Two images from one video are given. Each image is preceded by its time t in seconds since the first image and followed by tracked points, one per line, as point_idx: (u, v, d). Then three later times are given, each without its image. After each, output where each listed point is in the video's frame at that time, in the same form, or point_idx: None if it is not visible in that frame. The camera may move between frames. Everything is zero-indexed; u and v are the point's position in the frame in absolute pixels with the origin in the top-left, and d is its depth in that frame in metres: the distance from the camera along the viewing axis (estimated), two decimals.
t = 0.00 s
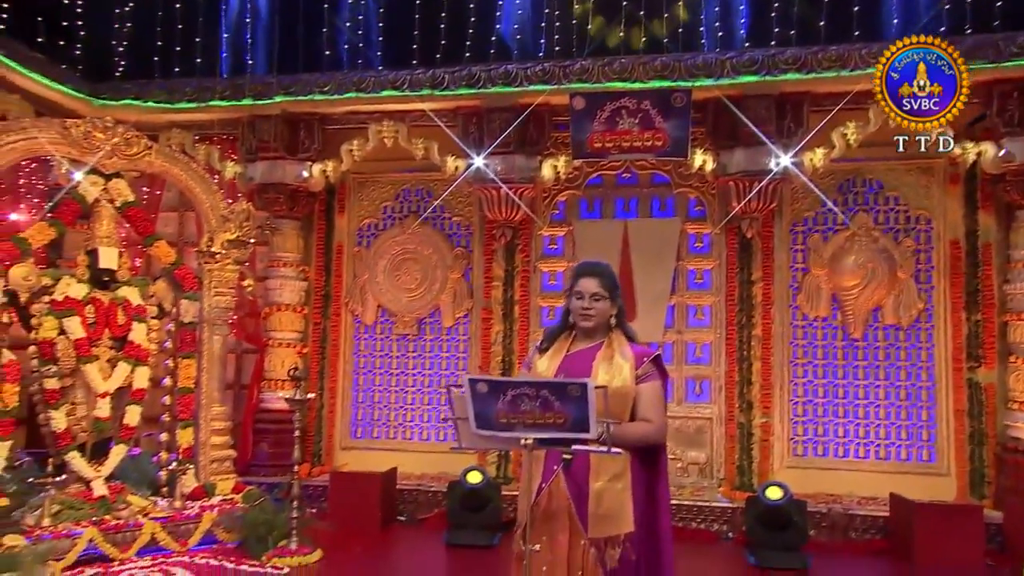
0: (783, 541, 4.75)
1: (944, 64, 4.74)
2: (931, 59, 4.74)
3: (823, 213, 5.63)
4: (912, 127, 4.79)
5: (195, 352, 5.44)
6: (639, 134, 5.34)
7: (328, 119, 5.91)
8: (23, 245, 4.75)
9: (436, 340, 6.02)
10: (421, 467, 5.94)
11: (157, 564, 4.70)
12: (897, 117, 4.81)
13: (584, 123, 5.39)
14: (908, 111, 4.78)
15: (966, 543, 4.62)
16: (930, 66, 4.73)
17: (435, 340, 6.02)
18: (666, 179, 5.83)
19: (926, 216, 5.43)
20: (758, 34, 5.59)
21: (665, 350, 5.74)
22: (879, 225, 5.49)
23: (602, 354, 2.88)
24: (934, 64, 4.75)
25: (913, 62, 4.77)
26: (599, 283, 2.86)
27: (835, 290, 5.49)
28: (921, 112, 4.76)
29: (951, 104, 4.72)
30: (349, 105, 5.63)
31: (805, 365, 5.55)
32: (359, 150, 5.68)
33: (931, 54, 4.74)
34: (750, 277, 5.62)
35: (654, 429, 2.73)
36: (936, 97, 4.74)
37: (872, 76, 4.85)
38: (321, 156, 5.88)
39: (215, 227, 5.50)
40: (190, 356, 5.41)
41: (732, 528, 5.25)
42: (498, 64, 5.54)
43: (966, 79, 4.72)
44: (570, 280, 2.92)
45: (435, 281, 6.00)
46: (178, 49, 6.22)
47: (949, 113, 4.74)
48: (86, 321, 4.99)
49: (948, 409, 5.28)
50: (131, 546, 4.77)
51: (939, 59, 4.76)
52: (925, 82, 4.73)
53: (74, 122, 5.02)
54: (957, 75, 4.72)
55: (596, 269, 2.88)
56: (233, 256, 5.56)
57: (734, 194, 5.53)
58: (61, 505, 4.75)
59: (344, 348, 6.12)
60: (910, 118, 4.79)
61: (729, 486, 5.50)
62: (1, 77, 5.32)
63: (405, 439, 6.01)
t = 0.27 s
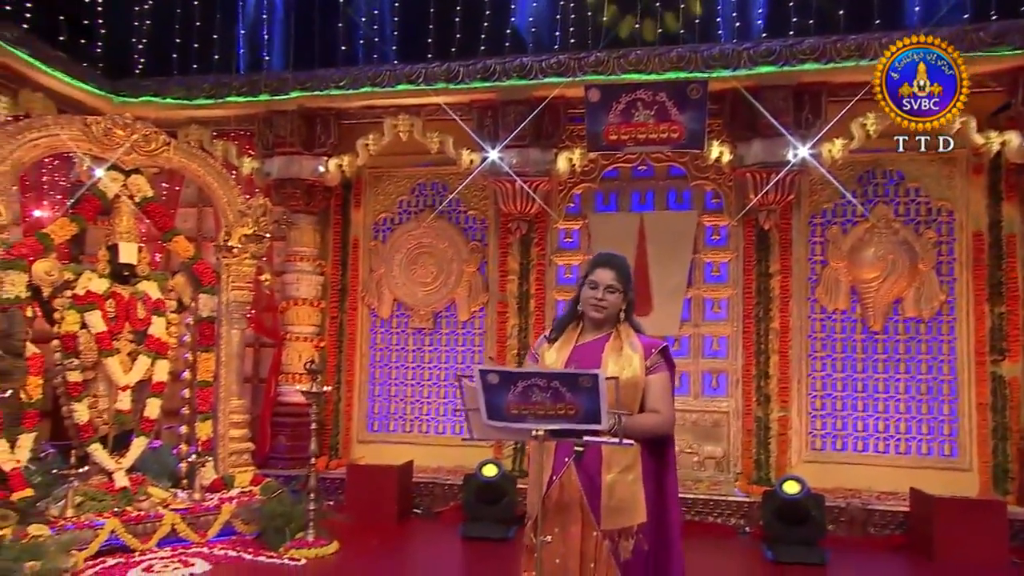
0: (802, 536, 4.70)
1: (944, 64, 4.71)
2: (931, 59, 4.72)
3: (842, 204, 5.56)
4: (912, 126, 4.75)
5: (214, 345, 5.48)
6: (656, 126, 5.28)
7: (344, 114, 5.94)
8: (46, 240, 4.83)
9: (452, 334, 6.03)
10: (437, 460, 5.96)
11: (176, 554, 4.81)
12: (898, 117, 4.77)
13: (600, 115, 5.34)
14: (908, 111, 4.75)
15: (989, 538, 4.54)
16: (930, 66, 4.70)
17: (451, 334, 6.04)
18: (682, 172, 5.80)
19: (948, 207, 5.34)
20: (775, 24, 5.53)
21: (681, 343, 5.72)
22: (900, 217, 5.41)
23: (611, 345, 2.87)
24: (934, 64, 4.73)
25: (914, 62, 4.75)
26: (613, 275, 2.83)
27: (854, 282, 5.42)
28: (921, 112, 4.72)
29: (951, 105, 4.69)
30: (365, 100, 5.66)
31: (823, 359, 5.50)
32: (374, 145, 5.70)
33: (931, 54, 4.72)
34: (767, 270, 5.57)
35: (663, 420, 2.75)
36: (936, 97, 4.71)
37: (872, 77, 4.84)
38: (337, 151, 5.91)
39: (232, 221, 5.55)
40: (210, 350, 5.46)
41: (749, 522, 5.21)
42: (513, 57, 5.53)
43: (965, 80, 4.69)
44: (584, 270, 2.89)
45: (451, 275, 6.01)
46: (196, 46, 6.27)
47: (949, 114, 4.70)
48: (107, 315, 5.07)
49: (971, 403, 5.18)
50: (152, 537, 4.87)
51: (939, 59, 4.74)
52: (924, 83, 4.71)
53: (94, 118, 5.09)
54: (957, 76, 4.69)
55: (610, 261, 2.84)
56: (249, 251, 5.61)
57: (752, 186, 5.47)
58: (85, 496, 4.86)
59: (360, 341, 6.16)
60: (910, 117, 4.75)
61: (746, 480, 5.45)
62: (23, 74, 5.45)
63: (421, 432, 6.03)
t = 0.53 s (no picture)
0: (817, 533, 4.65)
1: (944, 64, 4.68)
2: (931, 59, 4.69)
3: (858, 199, 5.51)
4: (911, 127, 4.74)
5: (229, 343, 5.53)
6: (669, 121, 5.26)
7: (358, 112, 5.96)
8: (65, 239, 4.91)
9: (465, 331, 6.04)
10: (450, 457, 5.98)
11: (193, 548, 4.86)
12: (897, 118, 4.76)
13: (613, 110, 5.32)
14: (908, 111, 4.73)
15: (1010, 537, 4.47)
16: (930, 66, 4.67)
17: (464, 331, 6.04)
18: (696, 167, 5.75)
19: (968, 201, 5.26)
20: (791, 18, 5.48)
21: (696, 340, 5.71)
22: (918, 212, 5.35)
23: (615, 340, 2.88)
24: (934, 64, 4.69)
25: (914, 62, 4.71)
26: (618, 270, 2.81)
27: (871, 278, 5.37)
28: (921, 112, 4.71)
29: (951, 105, 4.66)
30: (378, 97, 5.68)
31: (839, 355, 5.45)
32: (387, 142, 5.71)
33: (931, 54, 4.69)
34: (783, 266, 5.53)
35: (669, 414, 2.75)
36: (936, 97, 4.68)
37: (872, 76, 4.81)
38: (350, 149, 5.94)
39: (246, 219, 5.58)
40: (224, 348, 5.50)
41: (763, 520, 5.17)
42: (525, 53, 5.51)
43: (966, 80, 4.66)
44: (588, 265, 2.87)
45: (464, 272, 6.02)
46: (211, 45, 6.32)
47: (949, 114, 4.67)
48: (124, 312, 5.13)
49: (991, 400, 5.09)
50: (169, 531, 4.93)
51: (939, 58, 4.70)
52: (924, 82, 4.69)
53: (111, 118, 5.13)
54: (957, 76, 4.66)
55: (615, 256, 2.84)
56: (264, 248, 5.66)
57: (767, 180, 5.41)
58: (104, 490, 4.91)
59: (374, 338, 6.18)
60: (909, 118, 4.74)
61: (761, 478, 5.41)
62: (44, 76, 5.58)
63: (435, 429, 6.05)
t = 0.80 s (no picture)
0: (834, 532, 4.59)
1: (945, 64, 4.62)
2: (931, 59, 4.63)
3: (877, 195, 5.44)
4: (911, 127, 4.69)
5: (245, 340, 5.57)
6: (684, 117, 5.21)
7: (372, 111, 5.98)
8: (84, 238, 4.98)
9: (479, 329, 6.05)
10: (465, 454, 5.99)
11: (209, 544, 4.91)
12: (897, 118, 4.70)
13: (627, 106, 5.28)
14: (907, 112, 4.68)
15: None
16: (930, 66, 4.61)
17: (479, 328, 6.05)
18: (711, 163, 5.72)
19: (990, 196, 5.17)
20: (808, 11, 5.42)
21: (711, 337, 5.68)
22: (938, 207, 5.27)
23: (616, 335, 2.87)
24: (934, 64, 4.63)
25: (914, 62, 4.65)
26: (617, 265, 2.82)
27: (890, 274, 5.30)
28: (921, 112, 4.65)
29: (952, 105, 4.59)
30: (393, 95, 5.70)
31: (857, 353, 5.39)
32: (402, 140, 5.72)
33: (931, 54, 4.63)
34: (800, 262, 5.47)
35: (673, 408, 2.76)
36: (936, 97, 4.62)
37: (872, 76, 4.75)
38: (365, 147, 5.96)
39: (262, 218, 5.63)
40: (240, 345, 5.55)
41: (780, 519, 5.11)
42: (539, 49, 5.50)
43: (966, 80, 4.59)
44: (586, 262, 2.87)
45: (478, 269, 6.02)
46: (229, 45, 6.37)
47: (949, 114, 4.61)
48: (142, 310, 5.19)
49: (1014, 398, 5.01)
50: (186, 527, 4.97)
51: (940, 58, 4.64)
52: (924, 82, 4.63)
53: (130, 118, 5.19)
54: (957, 76, 4.60)
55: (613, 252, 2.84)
56: (280, 246, 5.71)
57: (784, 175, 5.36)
58: (123, 486, 4.97)
59: (389, 336, 6.21)
60: (909, 118, 4.69)
61: (778, 476, 5.37)
62: (65, 78, 5.68)
63: (450, 427, 6.06)
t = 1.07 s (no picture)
0: (851, 531, 4.53)
1: (944, 64, 4.60)
2: (931, 59, 4.62)
3: (894, 189, 5.36)
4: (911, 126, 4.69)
5: (260, 337, 5.62)
6: (698, 113, 5.19)
7: (386, 108, 6.00)
8: (102, 237, 5.04)
9: (493, 326, 6.05)
10: (479, 451, 5.99)
11: (225, 539, 4.95)
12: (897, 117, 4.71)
13: (641, 103, 5.27)
14: (907, 112, 4.68)
15: None
16: (930, 66, 4.60)
17: (492, 326, 6.05)
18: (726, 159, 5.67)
19: (1011, 190, 5.08)
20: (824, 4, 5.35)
21: (725, 334, 5.63)
22: (957, 201, 5.19)
23: (619, 331, 2.87)
24: (934, 64, 4.62)
25: (914, 61, 4.65)
26: (614, 260, 2.83)
27: (908, 270, 5.23)
28: (921, 112, 4.65)
29: (952, 105, 4.59)
30: (406, 93, 5.71)
31: (874, 350, 5.33)
32: (415, 138, 5.74)
33: (931, 54, 4.62)
34: (816, 259, 5.41)
35: (678, 402, 2.74)
36: (936, 97, 4.61)
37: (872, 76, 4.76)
38: (379, 145, 5.99)
39: (276, 215, 5.67)
40: (256, 342, 5.60)
41: (795, 518, 5.06)
42: (552, 46, 5.49)
43: (966, 80, 4.58)
44: (583, 259, 2.88)
45: (491, 266, 6.02)
46: (244, 44, 6.41)
47: (949, 113, 4.60)
48: (159, 308, 5.22)
49: None
50: (203, 522, 5.02)
51: (940, 58, 4.63)
52: (924, 82, 4.62)
53: (146, 118, 5.25)
54: (957, 76, 4.59)
55: (608, 247, 2.86)
56: (294, 244, 5.75)
57: (798, 171, 5.30)
58: (141, 482, 5.05)
59: (403, 333, 6.23)
60: (910, 117, 4.69)
61: (793, 474, 5.32)
62: (84, 78, 5.76)
63: (463, 424, 6.07)
